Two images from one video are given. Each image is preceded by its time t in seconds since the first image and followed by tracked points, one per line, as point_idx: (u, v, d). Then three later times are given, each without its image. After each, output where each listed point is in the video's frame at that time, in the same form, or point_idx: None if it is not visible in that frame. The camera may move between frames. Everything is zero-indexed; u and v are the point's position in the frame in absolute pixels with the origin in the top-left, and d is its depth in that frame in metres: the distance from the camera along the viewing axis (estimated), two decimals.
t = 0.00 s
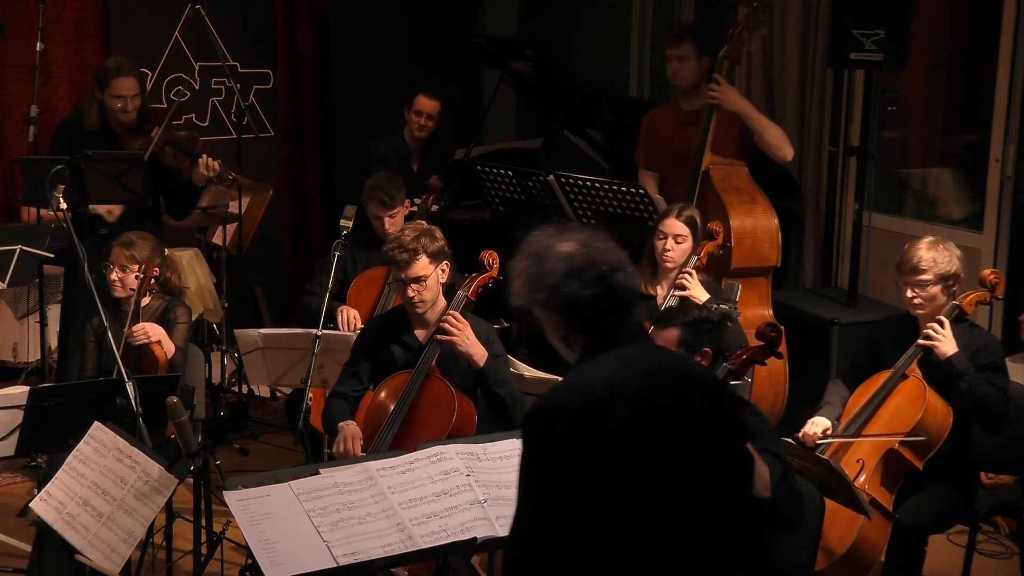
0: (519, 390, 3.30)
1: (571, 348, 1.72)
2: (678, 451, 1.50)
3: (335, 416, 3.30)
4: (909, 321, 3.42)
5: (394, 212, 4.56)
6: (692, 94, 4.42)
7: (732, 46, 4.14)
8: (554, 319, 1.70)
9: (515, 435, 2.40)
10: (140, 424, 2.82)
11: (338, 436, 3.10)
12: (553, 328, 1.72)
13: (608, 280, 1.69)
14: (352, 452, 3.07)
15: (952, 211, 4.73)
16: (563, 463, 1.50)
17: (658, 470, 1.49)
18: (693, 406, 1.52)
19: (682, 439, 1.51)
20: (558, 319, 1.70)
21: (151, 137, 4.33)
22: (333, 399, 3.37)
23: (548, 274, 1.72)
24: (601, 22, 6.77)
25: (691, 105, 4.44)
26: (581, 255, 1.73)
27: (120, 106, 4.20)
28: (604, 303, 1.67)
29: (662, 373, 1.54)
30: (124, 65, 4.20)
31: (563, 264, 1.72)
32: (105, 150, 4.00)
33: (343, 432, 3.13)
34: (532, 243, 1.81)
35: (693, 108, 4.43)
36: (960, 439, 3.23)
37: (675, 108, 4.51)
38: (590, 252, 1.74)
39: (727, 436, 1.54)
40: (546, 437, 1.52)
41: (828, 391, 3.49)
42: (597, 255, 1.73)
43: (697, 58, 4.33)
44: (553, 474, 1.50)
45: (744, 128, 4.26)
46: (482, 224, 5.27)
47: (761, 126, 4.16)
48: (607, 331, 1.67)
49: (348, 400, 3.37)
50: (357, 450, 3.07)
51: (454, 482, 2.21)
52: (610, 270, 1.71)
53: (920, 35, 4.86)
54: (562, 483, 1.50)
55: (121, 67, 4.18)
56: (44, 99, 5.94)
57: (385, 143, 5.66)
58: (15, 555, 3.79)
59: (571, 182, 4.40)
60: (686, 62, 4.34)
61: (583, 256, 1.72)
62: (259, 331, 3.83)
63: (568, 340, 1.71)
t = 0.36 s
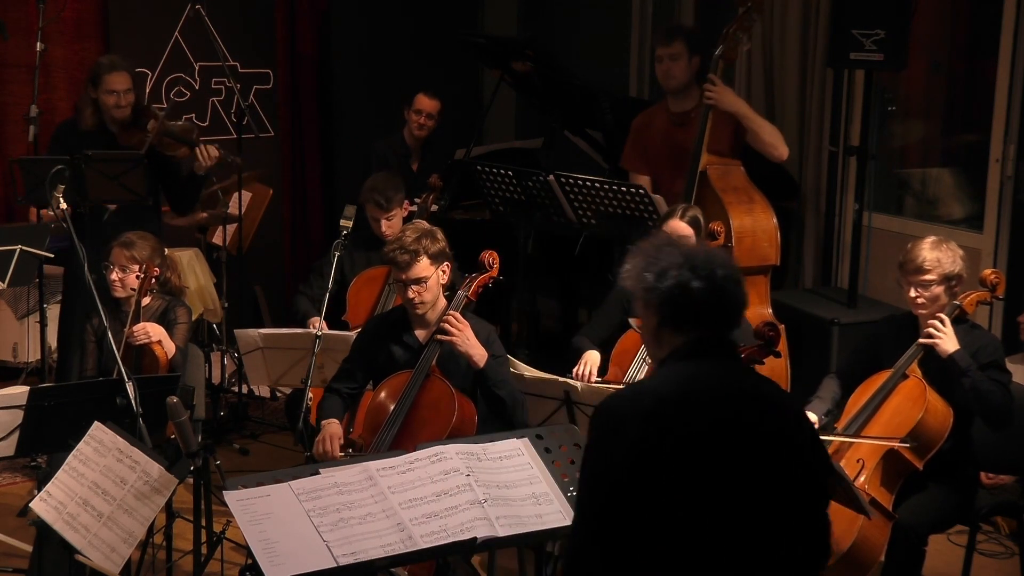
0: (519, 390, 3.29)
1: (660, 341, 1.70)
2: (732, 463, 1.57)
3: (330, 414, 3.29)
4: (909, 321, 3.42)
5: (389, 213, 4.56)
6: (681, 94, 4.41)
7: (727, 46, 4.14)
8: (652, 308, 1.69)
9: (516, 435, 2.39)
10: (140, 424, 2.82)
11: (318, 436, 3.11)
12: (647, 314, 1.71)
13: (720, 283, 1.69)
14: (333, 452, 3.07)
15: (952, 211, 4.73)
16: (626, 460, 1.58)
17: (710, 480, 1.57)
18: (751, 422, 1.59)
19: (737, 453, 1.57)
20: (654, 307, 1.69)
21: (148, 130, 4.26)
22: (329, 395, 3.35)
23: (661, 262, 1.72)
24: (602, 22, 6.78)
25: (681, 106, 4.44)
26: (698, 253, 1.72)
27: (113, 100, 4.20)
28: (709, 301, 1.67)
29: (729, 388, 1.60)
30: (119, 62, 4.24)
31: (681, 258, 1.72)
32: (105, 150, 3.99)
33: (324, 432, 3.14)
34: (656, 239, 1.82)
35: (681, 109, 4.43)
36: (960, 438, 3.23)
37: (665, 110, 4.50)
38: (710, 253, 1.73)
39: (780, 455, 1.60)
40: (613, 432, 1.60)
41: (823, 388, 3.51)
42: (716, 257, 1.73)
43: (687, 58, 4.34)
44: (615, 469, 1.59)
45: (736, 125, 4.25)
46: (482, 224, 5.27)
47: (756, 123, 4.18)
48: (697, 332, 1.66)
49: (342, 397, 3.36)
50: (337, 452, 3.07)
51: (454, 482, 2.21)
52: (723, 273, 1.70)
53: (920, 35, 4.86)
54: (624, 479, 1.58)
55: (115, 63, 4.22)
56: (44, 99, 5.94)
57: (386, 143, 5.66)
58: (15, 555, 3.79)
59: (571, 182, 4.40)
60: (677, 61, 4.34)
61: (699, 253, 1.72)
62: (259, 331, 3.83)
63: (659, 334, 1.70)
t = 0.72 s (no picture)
0: (519, 389, 3.30)
1: (729, 343, 1.56)
2: (786, 489, 1.44)
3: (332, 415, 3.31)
4: (909, 321, 3.42)
5: (385, 213, 4.55)
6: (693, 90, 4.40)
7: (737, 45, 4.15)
8: (728, 307, 1.55)
9: (516, 435, 2.39)
10: (140, 424, 2.82)
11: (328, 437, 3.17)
12: (720, 311, 1.57)
13: (806, 289, 1.54)
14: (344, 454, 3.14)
15: (952, 211, 4.73)
16: (662, 448, 1.45)
17: (748, 493, 1.43)
18: (807, 448, 1.46)
19: (788, 468, 1.44)
20: (728, 306, 1.55)
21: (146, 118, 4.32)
22: (332, 398, 3.39)
23: (747, 261, 1.57)
24: (602, 22, 6.78)
25: (687, 106, 4.42)
26: (787, 254, 1.58)
27: (110, 93, 4.20)
28: (792, 309, 1.52)
29: (790, 404, 1.47)
30: (117, 59, 4.25)
31: (769, 258, 1.57)
32: (105, 150, 4.00)
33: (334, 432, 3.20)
34: (741, 229, 1.67)
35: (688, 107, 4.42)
36: (960, 438, 3.23)
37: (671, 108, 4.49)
38: (800, 255, 1.59)
39: (830, 490, 1.47)
40: (656, 419, 1.48)
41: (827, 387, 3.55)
42: (806, 260, 1.58)
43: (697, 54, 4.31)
44: (648, 454, 1.45)
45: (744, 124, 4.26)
46: (482, 224, 5.27)
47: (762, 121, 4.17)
48: (771, 337, 1.52)
49: (346, 399, 3.39)
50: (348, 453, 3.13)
51: (454, 482, 2.21)
52: (811, 276, 1.56)
53: (920, 35, 4.87)
54: (655, 467, 1.44)
55: (113, 59, 4.24)
56: (45, 100, 5.94)
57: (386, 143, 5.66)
58: (15, 555, 3.78)
59: (571, 182, 4.40)
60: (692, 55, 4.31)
61: (789, 255, 1.57)
62: (259, 331, 3.83)
63: (730, 334, 1.56)
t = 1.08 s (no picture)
0: (520, 390, 3.30)
1: (759, 351, 1.63)
2: (798, 490, 1.51)
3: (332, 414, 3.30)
4: (910, 321, 3.43)
5: (392, 213, 4.56)
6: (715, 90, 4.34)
7: (751, 47, 4.14)
8: (758, 319, 1.63)
9: (515, 435, 2.39)
10: (140, 423, 2.82)
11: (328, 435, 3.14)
12: (749, 322, 1.65)
13: (837, 303, 1.61)
14: (343, 452, 3.11)
15: (952, 211, 4.73)
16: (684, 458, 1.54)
17: (763, 498, 1.51)
18: (822, 456, 1.52)
19: (802, 472, 1.51)
20: (759, 317, 1.63)
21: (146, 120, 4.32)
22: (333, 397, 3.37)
23: (781, 274, 1.64)
24: (602, 22, 6.79)
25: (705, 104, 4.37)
26: (820, 269, 1.64)
27: (111, 95, 4.19)
28: (821, 322, 1.59)
29: (809, 414, 1.54)
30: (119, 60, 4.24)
31: (804, 272, 1.63)
32: (105, 150, 3.99)
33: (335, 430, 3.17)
34: (765, 246, 1.73)
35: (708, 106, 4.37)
36: (960, 438, 3.23)
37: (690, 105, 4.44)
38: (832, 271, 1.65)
39: (845, 495, 1.53)
40: (680, 428, 1.56)
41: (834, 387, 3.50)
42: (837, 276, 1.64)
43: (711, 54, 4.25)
44: (670, 463, 1.55)
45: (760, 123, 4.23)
46: (483, 224, 5.28)
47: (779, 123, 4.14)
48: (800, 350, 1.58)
49: (346, 398, 3.37)
50: (348, 450, 3.10)
51: (454, 481, 2.21)
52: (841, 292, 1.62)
53: (920, 35, 4.88)
54: (678, 476, 1.54)
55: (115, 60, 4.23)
56: (45, 100, 5.93)
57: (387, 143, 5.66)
58: (14, 555, 3.78)
59: (571, 182, 4.40)
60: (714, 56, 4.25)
61: (821, 271, 1.64)
62: (259, 331, 3.83)
63: (759, 344, 1.63)
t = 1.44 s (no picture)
0: (519, 390, 3.29)
1: (755, 365, 1.64)
2: (801, 491, 1.51)
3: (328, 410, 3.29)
4: (910, 321, 3.43)
5: (394, 213, 4.56)
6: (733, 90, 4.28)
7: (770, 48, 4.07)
8: (751, 331, 1.63)
9: (516, 435, 2.39)
10: (141, 423, 2.82)
11: (312, 435, 3.13)
12: (741, 337, 1.65)
13: (827, 307, 1.62)
14: (326, 451, 3.07)
15: (952, 211, 4.73)
16: (693, 463, 1.54)
17: (772, 501, 1.51)
18: (831, 459, 1.52)
19: (804, 474, 1.51)
20: (750, 329, 1.63)
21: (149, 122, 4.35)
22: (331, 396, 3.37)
23: (766, 283, 1.65)
24: (602, 22, 6.79)
25: (728, 104, 4.33)
26: (807, 275, 1.65)
27: (112, 95, 4.19)
28: (812, 327, 1.60)
29: (816, 417, 1.54)
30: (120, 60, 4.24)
31: (790, 280, 1.64)
32: (105, 150, 3.99)
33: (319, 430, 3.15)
34: (751, 257, 1.75)
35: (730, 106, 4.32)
36: (960, 438, 3.24)
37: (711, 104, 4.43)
38: (818, 275, 1.66)
39: (853, 499, 1.53)
40: (689, 434, 1.56)
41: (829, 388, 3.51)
42: (823, 279, 1.65)
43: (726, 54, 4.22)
44: (681, 468, 1.55)
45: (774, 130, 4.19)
46: (482, 224, 5.28)
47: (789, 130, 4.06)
48: (794, 356, 1.59)
49: (341, 394, 3.37)
50: (331, 449, 3.06)
51: (454, 481, 2.21)
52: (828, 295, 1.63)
53: (919, 35, 4.88)
54: (684, 483, 1.54)
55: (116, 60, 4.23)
56: (44, 99, 5.93)
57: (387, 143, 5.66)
58: (14, 555, 3.78)
59: (571, 182, 4.41)
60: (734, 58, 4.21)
61: (808, 277, 1.65)
62: (259, 331, 3.83)
63: (754, 357, 1.64)
